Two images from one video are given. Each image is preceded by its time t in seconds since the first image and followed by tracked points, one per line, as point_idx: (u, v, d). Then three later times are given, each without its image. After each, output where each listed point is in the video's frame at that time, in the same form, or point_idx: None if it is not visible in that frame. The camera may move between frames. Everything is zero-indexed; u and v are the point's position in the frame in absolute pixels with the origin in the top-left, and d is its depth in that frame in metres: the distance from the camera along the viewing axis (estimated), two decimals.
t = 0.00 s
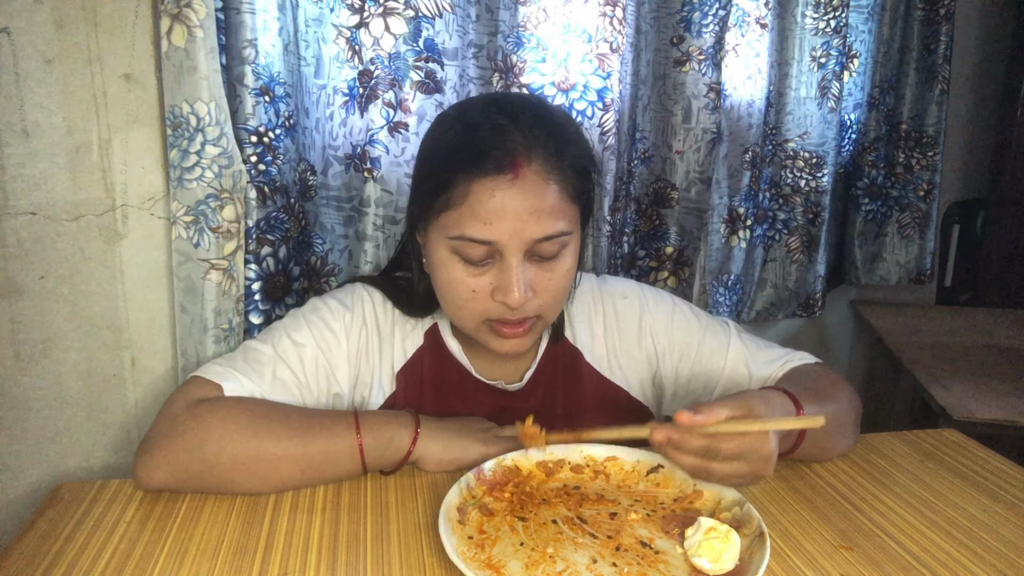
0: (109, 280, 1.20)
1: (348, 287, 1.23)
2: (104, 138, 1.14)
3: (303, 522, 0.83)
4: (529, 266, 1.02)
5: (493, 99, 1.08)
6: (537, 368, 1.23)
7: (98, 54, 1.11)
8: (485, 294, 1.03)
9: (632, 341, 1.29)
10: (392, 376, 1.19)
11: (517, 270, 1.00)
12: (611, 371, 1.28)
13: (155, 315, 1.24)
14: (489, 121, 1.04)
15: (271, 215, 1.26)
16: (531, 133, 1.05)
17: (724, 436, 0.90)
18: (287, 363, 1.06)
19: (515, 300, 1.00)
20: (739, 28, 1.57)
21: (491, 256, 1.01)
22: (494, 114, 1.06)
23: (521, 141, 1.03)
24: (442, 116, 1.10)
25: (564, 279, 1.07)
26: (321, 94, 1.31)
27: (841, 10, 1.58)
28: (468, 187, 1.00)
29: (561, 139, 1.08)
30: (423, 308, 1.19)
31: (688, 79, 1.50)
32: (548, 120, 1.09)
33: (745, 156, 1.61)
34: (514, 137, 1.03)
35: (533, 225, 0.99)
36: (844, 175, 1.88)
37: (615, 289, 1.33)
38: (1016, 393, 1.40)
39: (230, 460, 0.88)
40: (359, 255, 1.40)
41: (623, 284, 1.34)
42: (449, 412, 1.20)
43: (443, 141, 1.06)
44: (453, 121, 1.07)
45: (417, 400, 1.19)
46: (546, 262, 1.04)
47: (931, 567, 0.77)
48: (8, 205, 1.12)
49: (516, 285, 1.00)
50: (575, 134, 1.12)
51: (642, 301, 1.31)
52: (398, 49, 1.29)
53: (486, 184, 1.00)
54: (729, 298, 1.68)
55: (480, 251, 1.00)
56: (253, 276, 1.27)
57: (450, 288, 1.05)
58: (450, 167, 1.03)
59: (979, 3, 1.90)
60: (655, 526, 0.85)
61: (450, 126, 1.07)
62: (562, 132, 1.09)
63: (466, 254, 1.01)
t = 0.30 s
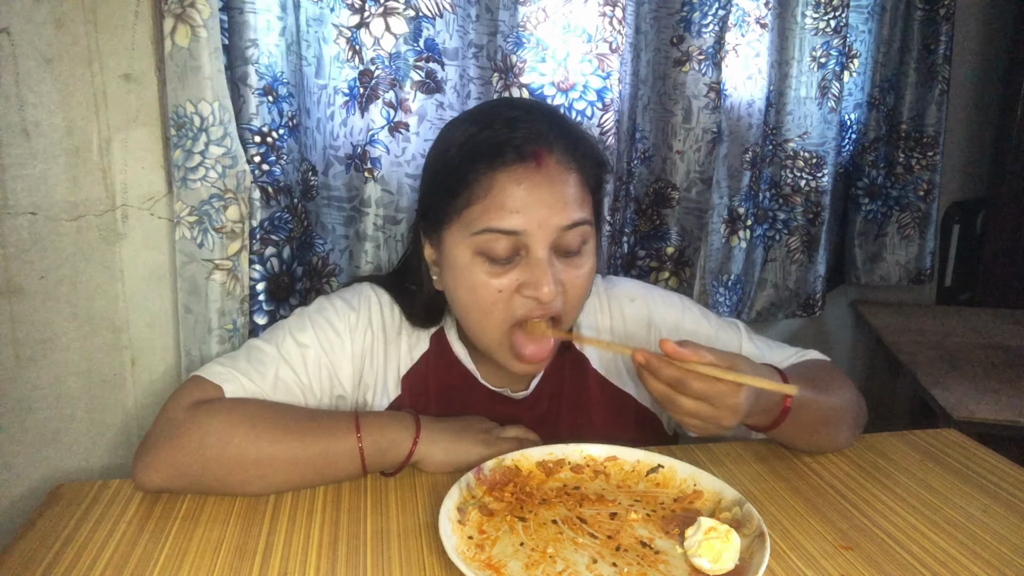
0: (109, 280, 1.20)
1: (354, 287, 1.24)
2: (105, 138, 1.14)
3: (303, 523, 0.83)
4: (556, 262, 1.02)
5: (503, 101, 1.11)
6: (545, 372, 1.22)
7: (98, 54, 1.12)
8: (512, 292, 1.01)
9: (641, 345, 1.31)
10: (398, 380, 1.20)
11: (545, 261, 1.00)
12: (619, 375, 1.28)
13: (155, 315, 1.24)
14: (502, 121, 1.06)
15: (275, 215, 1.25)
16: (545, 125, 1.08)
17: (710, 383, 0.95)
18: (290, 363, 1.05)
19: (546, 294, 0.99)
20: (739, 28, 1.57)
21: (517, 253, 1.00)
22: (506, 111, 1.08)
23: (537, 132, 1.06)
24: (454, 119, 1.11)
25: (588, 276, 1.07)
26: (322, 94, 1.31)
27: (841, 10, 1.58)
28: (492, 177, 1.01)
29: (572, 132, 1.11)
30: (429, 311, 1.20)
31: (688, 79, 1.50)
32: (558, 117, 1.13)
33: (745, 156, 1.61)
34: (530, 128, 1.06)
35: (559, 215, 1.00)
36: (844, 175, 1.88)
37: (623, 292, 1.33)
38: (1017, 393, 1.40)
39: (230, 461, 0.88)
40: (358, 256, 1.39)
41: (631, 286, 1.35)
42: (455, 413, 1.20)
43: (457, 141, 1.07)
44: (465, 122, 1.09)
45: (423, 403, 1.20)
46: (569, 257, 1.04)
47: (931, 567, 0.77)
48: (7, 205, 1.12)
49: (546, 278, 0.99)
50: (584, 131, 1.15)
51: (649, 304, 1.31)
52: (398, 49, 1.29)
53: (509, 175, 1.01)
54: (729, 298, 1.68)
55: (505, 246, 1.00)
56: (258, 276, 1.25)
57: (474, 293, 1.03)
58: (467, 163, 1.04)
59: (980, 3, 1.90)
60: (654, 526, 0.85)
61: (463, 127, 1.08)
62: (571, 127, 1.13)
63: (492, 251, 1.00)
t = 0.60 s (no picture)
0: (109, 280, 1.20)
1: (355, 287, 1.24)
2: (105, 138, 1.14)
3: (302, 523, 0.83)
4: (565, 256, 1.03)
5: (505, 97, 1.11)
6: (546, 371, 1.23)
7: (99, 54, 1.12)
8: (523, 287, 1.02)
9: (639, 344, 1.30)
10: (399, 379, 1.20)
11: (555, 256, 1.00)
12: (619, 375, 1.27)
13: (155, 315, 1.24)
14: (508, 117, 1.06)
15: (275, 215, 1.23)
16: (550, 121, 1.08)
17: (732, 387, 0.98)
18: (290, 364, 1.06)
19: (556, 289, 1.00)
20: (739, 28, 1.57)
21: (526, 247, 1.01)
22: (509, 107, 1.08)
23: (543, 128, 1.06)
24: (458, 116, 1.10)
25: (592, 267, 1.07)
26: (324, 94, 1.31)
27: (841, 10, 1.58)
28: (502, 174, 1.01)
29: (575, 127, 1.12)
30: (432, 310, 1.20)
31: (688, 79, 1.50)
32: (560, 112, 1.13)
33: (745, 156, 1.61)
34: (535, 124, 1.06)
35: (569, 208, 1.01)
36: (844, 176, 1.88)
37: (621, 291, 1.34)
38: (1016, 393, 1.40)
39: (230, 461, 0.88)
40: (359, 256, 1.39)
41: (629, 285, 1.35)
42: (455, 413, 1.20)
43: (462, 139, 1.07)
44: (469, 120, 1.08)
45: (424, 403, 1.19)
46: (576, 250, 1.05)
47: (931, 567, 0.77)
48: (7, 205, 1.12)
49: (556, 272, 1.00)
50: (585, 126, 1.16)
51: (649, 304, 1.32)
52: (399, 49, 1.28)
53: (518, 170, 1.01)
54: (729, 298, 1.68)
55: (515, 242, 1.01)
56: (258, 276, 1.24)
57: (483, 290, 1.03)
58: (473, 159, 1.04)
59: (981, 3, 1.90)
60: (654, 527, 0.85)
61: (467, 125, 1.08)
62: (573, 121, 1.13)
63: (501, 247, 1.01)
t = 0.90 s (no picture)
0: (109, 280, 1.20)
1: (353, 287, 1.24)
2: (105, 138, 1.14)
3: (303, 522, 0.83)
4: (559, 239, 1.03)
5: (505, 85, 1.12)
6: (545, 369, 1.23)
7: (99, 54, 1.12)
8: (518, 268, 1.02)
9: (636, 344, 1.30)
10: (397, 377, 1.20)
11: (548, 237, 1.01)
12: (616, 373, 1.28)
13: (155, 315, 1.24)
14: (507, 101, 1.07)
15: (274, 215, 1.25)
16: (549, 109, 1.09)
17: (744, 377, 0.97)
18: (289, 363, 1.05)
19: (550, 270, 1.00)
20: (739, 28, 1.57)
21: (522, 229, 1.02)
22: (508, 94, 1.09)
23: (542, 114, 1.07)
24: (458, 102, 1.11)
25: (586, 253, 1.08)
26: (324, 94, 1.31)
27: (842, 10, 1.58)
28: (499, 156, 1.02)
29: (573, 115, 1.12)
30: (432, 307, 1.22)
31: (688, 79, 1.50)
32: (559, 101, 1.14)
33: (745, 156, 1.62)
34: (534, 110, 1.07)
35: (563, 193, 1.01)
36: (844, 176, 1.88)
37: (620, 292, 1.34)
38: (1017, 392, 1.40)
39: (230, 461, 0.88)
40: (359, 256, 1.40)
41: (628, 288, 1.36)
42: (453, 412, 1.20)
43: (462, 125, 1.07)
44: (468, 106, 1.09)
45: (422, 401, 1.19)
46: (571, 234, 1.05)
47: (931, 567, 0.77)
48: (7, 205, 1.12)
49: (550, 254, 1.00)
50: (583, 116, 1.16)
51: (647, 305, 1.33)
52: (399, 49, 1.29)
53: (514, 152, 1.02)
54: (729, 298, 1.68)
55: (510, 224, 1.01)
56: (256, 276, 1.25)
57: (478, 269, 1.04)
58: (472, 142, 1.04)
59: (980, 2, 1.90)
60: (654, 527, 0.85)
61: (467, 111, 1.09)
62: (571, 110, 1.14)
63: (496, 228, 1.02)
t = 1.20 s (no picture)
0: (109, 280, 1.20)
1: (352, 286, 1.24)
2: (104, 138, 1.14)
3: (303, 522, 0.83)
4: (559, 240, 1.03)
5: (522, 85, 1.13)
6: (545, 369, 1.23)
7: (98, 53, 1.11)
8: (516, 266, 1.02)
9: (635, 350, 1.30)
10: (397, 374, 1.19)
11: (549, 238, 1.00)
12: (615, 377, 1.28)
13: (155, 315, 1.24)
14: (520, 102, 1.08)
15: (272, 215, 1.26)
16: (560, 111, 1.08)
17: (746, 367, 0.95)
18: (288, 362, 1.06)
19: (546, 270, 1.00)
20: (739, 28, 1.57)
21: (523, 227, 1.02)
22: (523, 94, 1.10)
23: (551, 116, 1.06)
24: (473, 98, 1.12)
25: (588, 255, 1.07)
26: (323, 94, 1.32)
27: (843, 10, 1.57)
28: (504, 156, 1.02)
29: (585, 120, 1.12)
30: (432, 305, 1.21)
31: (688, 79, 1.50)
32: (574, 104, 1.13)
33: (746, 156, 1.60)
34: (545, 112, 1.06)
35: (565, 194, 1.01)
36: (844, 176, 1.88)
37: (620, 298, 1.34)
38: (1017, 393, 1.40)
39: (230, 461, 0.88)
40: (359, 255, 1.39)
41: (628, 294, 1.35)
42: (453, 412, 1.20)
43: (474, 121, 1.08)
44: (483, 102, 1.10)
45: (421, 402, 1.19)
46: (572, 236, 1.05)
47: (931, 567, 0.77)
48: (7, 205, 1.12)
49: (548, 253, 1.00)
50: (596, 120, 1.16)
51: (647, 309, 1.33)
52: (398, 49, 1.28)
53: (520, 151, 1.02)
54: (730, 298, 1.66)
55: (512, 222, 1.01)
56: (254, 276, 1.26)
57: (479, 265, 1.04)
58: (480, 140, 1.05)
59: (981, 3, 1.90)
60: (654, 527, 0.85)
61: (480, 108, 1.09)
62: (584, 113, 1.14)
63: (498, 226, 1.02)
